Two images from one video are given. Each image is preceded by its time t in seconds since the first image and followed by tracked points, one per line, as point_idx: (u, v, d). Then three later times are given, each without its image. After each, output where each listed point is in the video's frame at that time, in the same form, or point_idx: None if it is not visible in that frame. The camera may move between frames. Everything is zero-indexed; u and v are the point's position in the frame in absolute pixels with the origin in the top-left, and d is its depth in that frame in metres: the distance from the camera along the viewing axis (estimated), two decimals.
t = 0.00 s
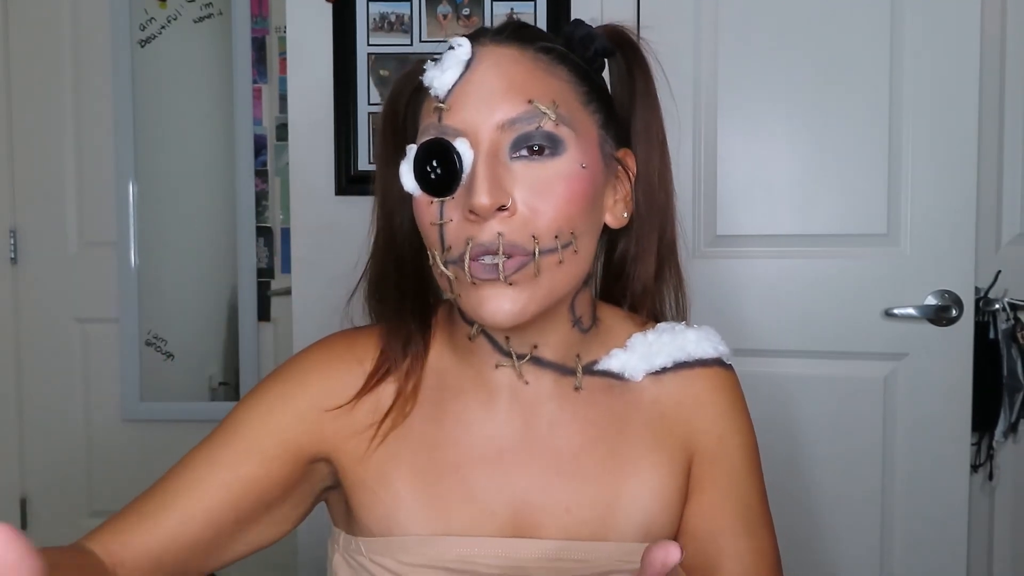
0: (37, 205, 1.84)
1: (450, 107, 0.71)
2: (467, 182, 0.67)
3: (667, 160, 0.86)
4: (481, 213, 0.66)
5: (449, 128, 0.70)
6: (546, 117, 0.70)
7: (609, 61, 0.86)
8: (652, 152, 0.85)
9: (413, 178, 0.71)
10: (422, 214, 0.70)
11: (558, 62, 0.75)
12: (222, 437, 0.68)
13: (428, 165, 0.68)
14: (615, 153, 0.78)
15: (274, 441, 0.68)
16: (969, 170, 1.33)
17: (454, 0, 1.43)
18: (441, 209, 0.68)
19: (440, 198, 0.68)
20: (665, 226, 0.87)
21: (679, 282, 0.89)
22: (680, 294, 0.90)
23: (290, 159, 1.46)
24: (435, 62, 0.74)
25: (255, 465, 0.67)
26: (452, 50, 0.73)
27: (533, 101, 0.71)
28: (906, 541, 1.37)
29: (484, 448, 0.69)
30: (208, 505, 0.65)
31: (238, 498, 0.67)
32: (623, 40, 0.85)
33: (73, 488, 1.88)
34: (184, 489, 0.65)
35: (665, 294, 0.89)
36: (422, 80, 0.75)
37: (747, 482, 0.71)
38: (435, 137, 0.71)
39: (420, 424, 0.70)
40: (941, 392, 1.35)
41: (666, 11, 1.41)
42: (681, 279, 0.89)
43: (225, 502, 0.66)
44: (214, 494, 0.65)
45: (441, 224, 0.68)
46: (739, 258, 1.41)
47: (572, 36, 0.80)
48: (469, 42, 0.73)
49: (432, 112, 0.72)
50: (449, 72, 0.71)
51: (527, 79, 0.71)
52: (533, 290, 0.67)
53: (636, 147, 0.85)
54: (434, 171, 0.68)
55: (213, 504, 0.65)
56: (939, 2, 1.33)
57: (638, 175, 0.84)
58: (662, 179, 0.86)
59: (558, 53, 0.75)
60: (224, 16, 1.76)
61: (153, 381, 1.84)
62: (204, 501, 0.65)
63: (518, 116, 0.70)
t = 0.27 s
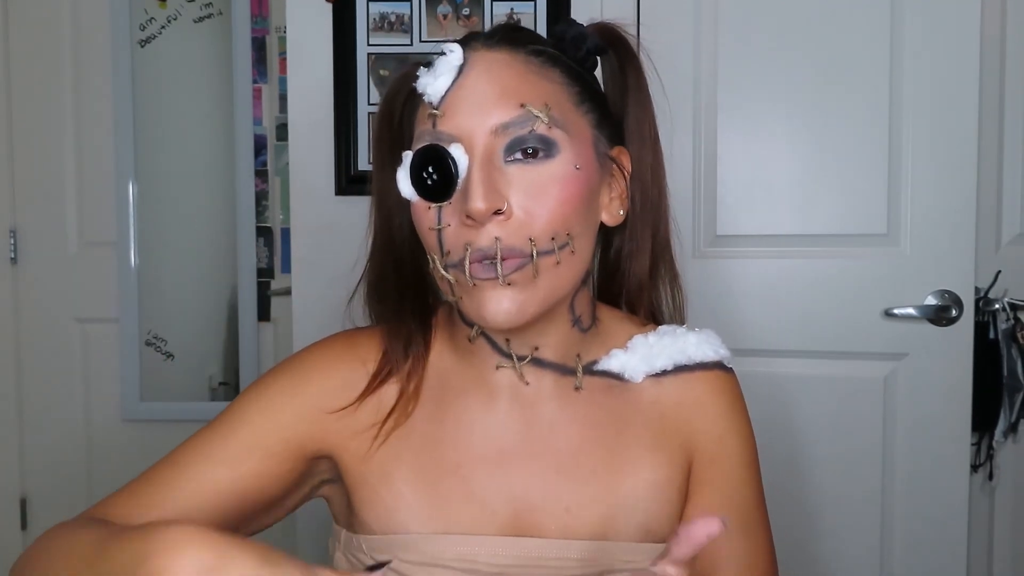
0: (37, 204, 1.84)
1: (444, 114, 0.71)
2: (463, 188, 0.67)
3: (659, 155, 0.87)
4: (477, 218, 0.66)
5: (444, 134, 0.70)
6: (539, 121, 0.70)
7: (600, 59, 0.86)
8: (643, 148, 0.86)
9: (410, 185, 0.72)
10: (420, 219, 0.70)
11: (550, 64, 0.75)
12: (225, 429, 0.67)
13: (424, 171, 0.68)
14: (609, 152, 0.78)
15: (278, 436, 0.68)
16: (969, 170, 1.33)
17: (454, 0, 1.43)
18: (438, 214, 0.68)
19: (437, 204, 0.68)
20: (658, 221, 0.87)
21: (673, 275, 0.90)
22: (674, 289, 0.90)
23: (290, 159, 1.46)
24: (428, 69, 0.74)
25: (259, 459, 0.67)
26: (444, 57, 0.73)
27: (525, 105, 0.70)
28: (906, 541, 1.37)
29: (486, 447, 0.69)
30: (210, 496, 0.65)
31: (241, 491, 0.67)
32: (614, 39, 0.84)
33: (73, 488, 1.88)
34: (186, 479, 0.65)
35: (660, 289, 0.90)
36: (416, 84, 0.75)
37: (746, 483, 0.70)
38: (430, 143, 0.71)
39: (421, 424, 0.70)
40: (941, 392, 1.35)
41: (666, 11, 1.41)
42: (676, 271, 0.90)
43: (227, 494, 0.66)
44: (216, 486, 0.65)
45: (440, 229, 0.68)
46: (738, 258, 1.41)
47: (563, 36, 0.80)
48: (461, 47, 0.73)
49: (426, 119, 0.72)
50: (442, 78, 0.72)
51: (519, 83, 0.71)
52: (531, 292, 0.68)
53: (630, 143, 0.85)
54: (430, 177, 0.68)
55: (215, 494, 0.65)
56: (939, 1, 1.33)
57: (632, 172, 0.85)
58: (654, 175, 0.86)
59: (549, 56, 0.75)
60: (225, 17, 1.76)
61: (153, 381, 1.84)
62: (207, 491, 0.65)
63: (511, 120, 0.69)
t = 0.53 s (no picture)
0: (37, 205, 1.84)
1: (441, 114, 0.71)
2: (461, 189, 0.68)
3: (658, 153, 0.87)
4: (474, 217, 0.66)
5: (441, 135, 0.70)
6: (536, 119, 0.70)
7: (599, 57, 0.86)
8: (643, 146, 0.86)
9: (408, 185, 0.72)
10: (419, 221, 0.70)
11: (547, 62, 0.75)
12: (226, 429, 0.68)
13: (422, 171, 0.68)
14: (608, 150, 0.78)
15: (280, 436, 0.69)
16: (969, 170, 1.33)
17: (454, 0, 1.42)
18: (437, 215, 0.69)
19: (435, 205, 0.69)
20: (658, 220, 0.87)
21: (675, 274, 0.90)
22: (676, 289, 0.90)
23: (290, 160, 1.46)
24: (424, 70, 0.75)
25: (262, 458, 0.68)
26: (440, 57, 0.73)
27: (521, 104, 0.70)
28: (906, 541, 1.37)
29: (487, 448, 0.70)
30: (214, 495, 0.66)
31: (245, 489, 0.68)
32: (612, 37, 0.85)
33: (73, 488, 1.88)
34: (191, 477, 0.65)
35: (663, 287, 0.90)
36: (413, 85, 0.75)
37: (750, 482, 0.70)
38: (427, 143, 0.71)
39: (423, 425, 0.71)
40: (941, 392, 1.35)
41: (666, 11, 1.41)
42: (677, 271, 0.90)
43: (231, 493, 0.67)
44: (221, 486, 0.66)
45: (438, 230, 0.69)
46: (738, 258, 1.42)
47: (561, 35, 0.81)
48: (457, 48, 0.74)
49: (423, 120, 0.72)
50: (439, 79, 0.72)
51: (515, 82, 0.72)
52: (531, 292, 0.67)
53: (629, 141, 0.86)
54: (428, 177, 0.68)
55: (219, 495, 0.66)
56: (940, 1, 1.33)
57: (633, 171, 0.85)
58: (654, 173, 0.86)
59: (547, 54, 0.76)
60: (224, 17, 1.76)
61: (153, 381, 1.84)
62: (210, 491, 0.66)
63: (507, 120, 0.69)
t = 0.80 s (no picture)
0: (36, 204, 1.84)
1: (440, 115, 0.71)
2: (460, 191, 0.67)
3: (661, 152, 0.87)
4: (474, 219, 0.66)
5: (441, 136, 0.70)
6: (537, 120, 0.70)
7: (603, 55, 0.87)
8: (646, 147, 0.86)
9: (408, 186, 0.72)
10: (419, 222, 0.70)
11: (548, 62, 0.75)
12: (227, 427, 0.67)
13: (422, 173, 0.68)
14: (611, 150, 0.78)
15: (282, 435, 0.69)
16: (968, 169, 1.33)
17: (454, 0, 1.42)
18: (437, 216, 0.68)
19: (435, 206, 0.68)
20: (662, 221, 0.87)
21: (678, 275, 0.90)
22: (680, 289, 0.90)
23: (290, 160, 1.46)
24: (425, 70, 0.75)
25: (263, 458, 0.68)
26: (440, 57, 0.73)
27: (522, 105, 0.70)
28: (906, 541, 1.37)
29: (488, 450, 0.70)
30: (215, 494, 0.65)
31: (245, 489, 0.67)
32: (615, 34, 0.85)
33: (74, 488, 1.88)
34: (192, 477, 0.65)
35: (666, 288, 0.90)
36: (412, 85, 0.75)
37: (750, 479, 0.69)
38: (427, 145, 0.71)
39: (424, 426, 0.72)
40: (941, 392, 1.35)
41: (665, 11, 1.41)
42: (681, 273, 0.91)
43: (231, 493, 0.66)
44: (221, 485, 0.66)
45: (438, 232, 0.68)
46: (737, 258, 1.42)
47: (564, 32, 0.81)
48: (457, 48, 0.74)
49: (423, 121, 0.72)
50: (438, 79, 0.72)
51: (515, 83, 0.71)
52: (531, 293, 0.67)
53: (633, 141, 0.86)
54: (428, 179, 0.68)
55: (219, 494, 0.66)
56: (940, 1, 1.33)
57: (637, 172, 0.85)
58: (657, 173, 0.86)
59: (548, 54, 0.76)
60: (225, 17, 1.76)
61: (152, 381, 1.84)
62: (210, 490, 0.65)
63: (508, 121, 0.69)
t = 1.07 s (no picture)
0: (36, 204, 1.84)
1: (440, 126, 0.70)
2: (463, 206, 0.67)
3: (666, 151, 0.87)
4: (477, 237, 0.66)
5: (441, 147, 0.70)
6: (540, 132, 0.70)
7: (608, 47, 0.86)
8: (651, 147, 0.86)
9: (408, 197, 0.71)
10: (420, 234, 0.70)
11: (551, 65, 0.74)
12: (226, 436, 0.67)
13: (422, 185, 0.68)
14: (615, 155, 0.78)
15: (280, 444, 0.68)
16: (968, 169, 1.33)
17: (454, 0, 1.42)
18: (439, 230, 0.68)
19: (437, 219, 0.68)
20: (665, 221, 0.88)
21: (683, 275, 0.90)
22: (686, 293, 0.90)
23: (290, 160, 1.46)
24: (423, 75, 0.73)
25: (261, 467, 0.67)
26: (439, 62, 0.72)
27: (525, 116, 0.70)
28: (906, 541, 1.37)
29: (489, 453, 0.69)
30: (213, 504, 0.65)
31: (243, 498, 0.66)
32: (620, 27, 0.84)
33: (74, 488, 1.88)
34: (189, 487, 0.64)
35: (671, 289, 0.90)
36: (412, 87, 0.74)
37: (747, 469, 0.70)
38: (428, 156, 0.70)
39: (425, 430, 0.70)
40: (941, 392, 1.35)
41: (665, 11, 1.41)
42: (687, 273, 0.91)
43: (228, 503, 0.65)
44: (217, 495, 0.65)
45: (440, 245, 0.68)
46: (737, 258, 1.42)
47: (568, 26, 0.81)
48: (457, 53, 0.73)
49: (423, 131, 0.71)
50: (438, 87, 0.71)
51: (518, 91, 0.71)
52: (537, 309, 0.68)
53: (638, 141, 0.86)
54: (429, 192, 0.68)
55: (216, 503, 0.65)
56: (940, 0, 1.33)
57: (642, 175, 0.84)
58: (661, 172, 0.86)
59: (551, 57, 0.75)
60: (225, 17, 1.76)
61: (153, 381, 1.84)
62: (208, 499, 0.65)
63: (511, 133, 0.69)
